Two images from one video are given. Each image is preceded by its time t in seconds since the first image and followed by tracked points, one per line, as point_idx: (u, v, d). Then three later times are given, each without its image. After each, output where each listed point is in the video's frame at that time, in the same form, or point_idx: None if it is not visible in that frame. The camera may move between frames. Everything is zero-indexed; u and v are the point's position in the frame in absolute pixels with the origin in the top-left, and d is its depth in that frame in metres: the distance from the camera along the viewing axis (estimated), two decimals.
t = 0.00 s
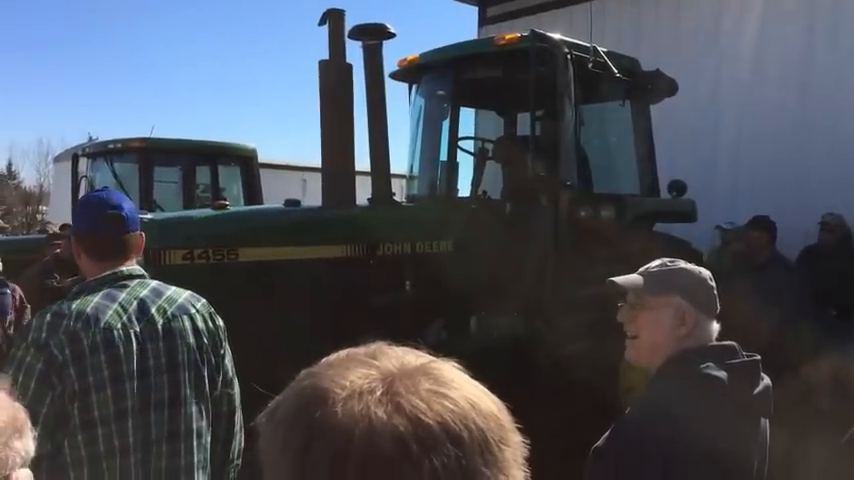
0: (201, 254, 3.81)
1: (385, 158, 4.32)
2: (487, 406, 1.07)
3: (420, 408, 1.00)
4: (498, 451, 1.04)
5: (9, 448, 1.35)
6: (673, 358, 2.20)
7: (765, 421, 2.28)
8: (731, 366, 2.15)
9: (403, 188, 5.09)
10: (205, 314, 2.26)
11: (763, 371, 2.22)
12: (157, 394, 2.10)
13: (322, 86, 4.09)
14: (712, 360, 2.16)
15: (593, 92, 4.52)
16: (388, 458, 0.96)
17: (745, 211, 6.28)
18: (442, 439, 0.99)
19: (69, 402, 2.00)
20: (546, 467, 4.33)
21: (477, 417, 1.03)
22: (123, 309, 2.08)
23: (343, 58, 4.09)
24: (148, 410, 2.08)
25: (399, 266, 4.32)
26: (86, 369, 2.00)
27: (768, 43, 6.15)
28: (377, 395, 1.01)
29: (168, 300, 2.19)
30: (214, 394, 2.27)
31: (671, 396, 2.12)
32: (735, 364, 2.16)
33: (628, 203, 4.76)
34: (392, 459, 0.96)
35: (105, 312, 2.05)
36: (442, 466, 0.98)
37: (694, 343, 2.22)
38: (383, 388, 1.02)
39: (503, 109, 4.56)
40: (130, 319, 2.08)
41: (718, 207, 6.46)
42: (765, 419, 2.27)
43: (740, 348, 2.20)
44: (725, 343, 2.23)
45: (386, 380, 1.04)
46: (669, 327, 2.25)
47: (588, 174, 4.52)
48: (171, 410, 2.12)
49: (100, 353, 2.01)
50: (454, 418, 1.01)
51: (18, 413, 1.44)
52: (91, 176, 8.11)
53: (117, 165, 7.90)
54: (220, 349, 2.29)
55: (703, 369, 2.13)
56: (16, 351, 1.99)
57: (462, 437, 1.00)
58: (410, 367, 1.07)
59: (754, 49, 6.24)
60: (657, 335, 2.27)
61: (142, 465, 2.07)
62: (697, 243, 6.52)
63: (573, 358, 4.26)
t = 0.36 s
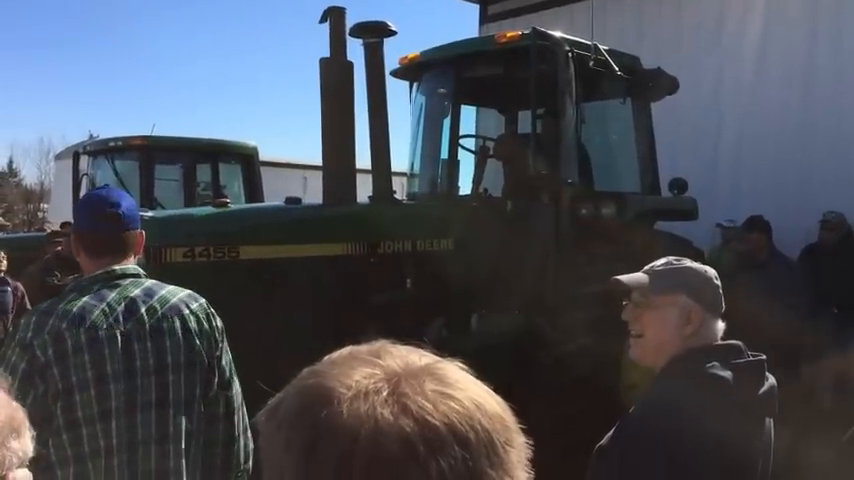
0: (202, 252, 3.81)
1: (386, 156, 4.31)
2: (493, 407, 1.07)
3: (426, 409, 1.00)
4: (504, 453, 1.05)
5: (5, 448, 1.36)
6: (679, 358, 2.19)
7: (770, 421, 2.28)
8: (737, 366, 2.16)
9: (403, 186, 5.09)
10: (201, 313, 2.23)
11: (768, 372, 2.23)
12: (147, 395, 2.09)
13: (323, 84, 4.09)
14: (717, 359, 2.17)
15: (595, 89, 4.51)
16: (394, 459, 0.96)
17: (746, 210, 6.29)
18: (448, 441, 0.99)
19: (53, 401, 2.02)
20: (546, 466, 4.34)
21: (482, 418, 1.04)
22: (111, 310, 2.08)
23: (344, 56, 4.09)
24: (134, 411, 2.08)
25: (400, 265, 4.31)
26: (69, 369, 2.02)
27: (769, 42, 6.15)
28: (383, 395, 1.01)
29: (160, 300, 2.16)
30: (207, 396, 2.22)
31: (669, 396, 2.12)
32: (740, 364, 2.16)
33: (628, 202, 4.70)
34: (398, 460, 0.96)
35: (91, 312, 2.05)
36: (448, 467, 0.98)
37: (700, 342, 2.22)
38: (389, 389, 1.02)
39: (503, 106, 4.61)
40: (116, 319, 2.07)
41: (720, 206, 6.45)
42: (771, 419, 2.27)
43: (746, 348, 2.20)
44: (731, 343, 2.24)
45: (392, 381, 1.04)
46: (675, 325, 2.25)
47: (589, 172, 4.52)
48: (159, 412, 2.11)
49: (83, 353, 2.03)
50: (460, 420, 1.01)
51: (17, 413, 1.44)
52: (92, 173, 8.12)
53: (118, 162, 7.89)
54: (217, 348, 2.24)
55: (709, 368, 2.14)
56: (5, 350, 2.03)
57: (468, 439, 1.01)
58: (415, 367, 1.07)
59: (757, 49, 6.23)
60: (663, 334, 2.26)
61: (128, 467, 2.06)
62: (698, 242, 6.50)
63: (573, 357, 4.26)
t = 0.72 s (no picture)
0: (201, 251, 3.81)
1: (385, 155, 4.32)
2: (503, 408, 1.07)
3: (440, 410, 1.00)
4: (517, 454, 1.05)
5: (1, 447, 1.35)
6: (680, 358, 2.19)
7: (772, 420, 2.28)
8: (738, 365, 2.16)
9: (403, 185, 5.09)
10: (200, 314, 2.22)
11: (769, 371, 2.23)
12: (144, 395, 2.09)
13: (323, 83, 4.09)
14: (719, 359, 2.18)
15: (593, 88, 4.50)
16: (411, 461, 0.96)
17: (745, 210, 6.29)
18: (462, 442, 0.99)
19: (50, 399, 2.02)
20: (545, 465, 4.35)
21: (495, 418, 1.04)
22: (109, 309, 2.07)
23: (344, 55, 4.09)
24: (131, 410, 2.07)
25: (400, 265, 4.30)
26: (66, 367, 2.02)
27: (769, 42, 6.14)
28: (398, 396, 1.01)
29: (159, 300, 2.15)
30: (205, 397, 2.21)
31: (667, 395, 2.12)
32: (742, 363, 2.16)
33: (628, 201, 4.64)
34: (415, 461, 0.96)
35: (90, 311, 2.05)
36: (465, 469, 0.98)
37: (701, 343, 2.23)
38: (404, 390, 1.02)
39: (502, 105, 4.52)
40: (115, 318, 2.07)
41: (720, 205, 6.45)
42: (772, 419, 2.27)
43: (747, 348, 2.21)
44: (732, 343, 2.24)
45: (405, 381, 1.04)
46: (675, 324, 2.25)
47: (588, 172, 4.52)
48: (155, 411, 2.11)
49: (81, 352, 2.03)
50: (473, 421, 1.02)
51: (14, 412, 1.43)
52: (91, 172, 8.12)
53: (117, 161, 7.90)
54: (216, 348, 2.23)
55: (710, 368, 2.14)
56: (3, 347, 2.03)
57: (482, 440, 1.01)
58: (426, 367, 1.07)
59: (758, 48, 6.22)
60: (664, 334, 2.26)
61: (124, 467, 2.06)
62: (697, 241, 6.50)
63: (573, 356, 4.27)
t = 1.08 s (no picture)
0: (200, 250, 3.80)
1: (384, 155, 4.32)
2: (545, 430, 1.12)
3: (525, 434, 1.02)
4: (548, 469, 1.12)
5: None
6: (666, 359, 2.23)
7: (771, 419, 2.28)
8: (733, 364, 2.16)
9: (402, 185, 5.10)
10: (198, 313, 2.22)
11: (767, 369, 2.23)
12: (144, 394, 2.09)
13: (321, 83, 4.08)
14: (715, 358, 2.18)
15: (592, 88, 4.50)
16: None
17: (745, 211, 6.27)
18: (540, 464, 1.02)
19: (50, 397, 2.01)
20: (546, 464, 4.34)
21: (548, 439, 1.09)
22: (109, 307, 2.07)
23: (342, 54, 4.09)
24: (131, 409, 2.07)
25: (399, 265, 4.30)
26: (66, 364, 2.01)
27: (769, 42, 6.14)
28: (487, 416, 0.99)
29: (158, 299, 2.15)
30: (204, 396, 2.21)
31: (666, 394, 2.12)
32: (736, 362, 2.16)
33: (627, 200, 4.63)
34: None
35: (89, 310, 2.04)
36: None
37: (686, 342, 2.23)
38: (489, 410, 1.00)
39: (502, 105, 4.55)
40: (114, 316, 2.07)
41: (720, 207, 6.43)
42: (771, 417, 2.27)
43: (743, 347, 2.21)
44: (729, 341, 2.23)
45: (487, 398, 1.02)
46: (656, 323, 2.29)
47: (588, 171, 4.51)
48: (155, 410, 2.10)
49: (81, 350, 2.02)
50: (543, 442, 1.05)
51: (10, 412, 1.44)
52: (90, 171, 8.12)
53: (115, 160, 7.91)
54: (215, 347, 2.23)
55: (706, 367, 2.14)
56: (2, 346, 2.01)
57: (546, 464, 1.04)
58: (492, 384, 1.06)
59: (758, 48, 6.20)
60: (646, 333, 2.31)
61: (124, 465, 2.05)
62: (697, 240, 6.49)
63: (572, 356, 4.26)
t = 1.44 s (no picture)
0: (198, 250, 3.80)
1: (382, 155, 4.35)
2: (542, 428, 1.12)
3: (523, 432, 1.02)
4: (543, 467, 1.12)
5: None
6: (658, 358, 2.24)
7: (764, 419, 2.28)
8: (725, 364, 2.16)
9: (400, 185, 5.08)
10: (193, 312, 2.19)
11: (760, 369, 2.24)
12: (138, 395, 2.09)
13: (320, 83, 4.08)
14: (707, 357, 2.18)
15: (591, 89, 4.51)
16: None
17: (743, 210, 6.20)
18: (537, 461, 1.03)
19: (42, 397, 2.03)
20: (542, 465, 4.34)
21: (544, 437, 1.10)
22: (100, 308, 2.07)
23: (341, 54, 4.09)
24: (123, 410, 2.07)
25: (396, 264, 4.31)
26: (57, 364, 2.03)
27: (766, 40, 6.04)
28: (485, 415, 0.99)
29: (152, 299, 2.14)
30: (200, 396, 2.19)
31: (660, 393, 2.13)
32: (728, 362, 2.17)
33: (624, 200, 4.67)
34: None
35: (80, 310, 2.05)
36: None
37: (675, 342, 2.24)
38: (486, 409, 1.01)
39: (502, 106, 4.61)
40: (106, 316, 2.07)
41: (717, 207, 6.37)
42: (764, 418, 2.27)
43: (736, 347, 2.22)
44: (721, 341, 2.24)
45: (484, 397, 1.02)
46: (646, 321, 2.29)
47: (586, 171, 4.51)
48: (148, 411, 2.10)
49: (71, 349, 2.03)
50: (539, 439, 1.05)
51: (5, 414, 1.45)
52: (87, 172, 8.11)
53: (113, 160, 7.92)
54: (210, 346, 2.21)
55: (698, 367, 2.14)
56: None
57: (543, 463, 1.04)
58: (489, 383, 1.06)
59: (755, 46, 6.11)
60: (636, 332, 2.32)
61: (115, 466, 2.06)
62: (695, 242, 6.46)
63: (570, 356, 4.26)
